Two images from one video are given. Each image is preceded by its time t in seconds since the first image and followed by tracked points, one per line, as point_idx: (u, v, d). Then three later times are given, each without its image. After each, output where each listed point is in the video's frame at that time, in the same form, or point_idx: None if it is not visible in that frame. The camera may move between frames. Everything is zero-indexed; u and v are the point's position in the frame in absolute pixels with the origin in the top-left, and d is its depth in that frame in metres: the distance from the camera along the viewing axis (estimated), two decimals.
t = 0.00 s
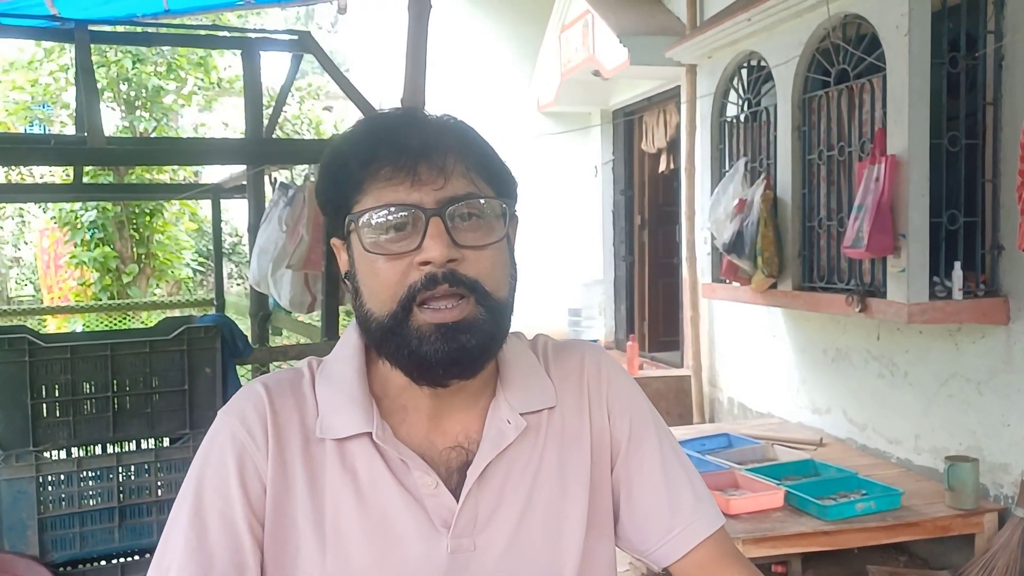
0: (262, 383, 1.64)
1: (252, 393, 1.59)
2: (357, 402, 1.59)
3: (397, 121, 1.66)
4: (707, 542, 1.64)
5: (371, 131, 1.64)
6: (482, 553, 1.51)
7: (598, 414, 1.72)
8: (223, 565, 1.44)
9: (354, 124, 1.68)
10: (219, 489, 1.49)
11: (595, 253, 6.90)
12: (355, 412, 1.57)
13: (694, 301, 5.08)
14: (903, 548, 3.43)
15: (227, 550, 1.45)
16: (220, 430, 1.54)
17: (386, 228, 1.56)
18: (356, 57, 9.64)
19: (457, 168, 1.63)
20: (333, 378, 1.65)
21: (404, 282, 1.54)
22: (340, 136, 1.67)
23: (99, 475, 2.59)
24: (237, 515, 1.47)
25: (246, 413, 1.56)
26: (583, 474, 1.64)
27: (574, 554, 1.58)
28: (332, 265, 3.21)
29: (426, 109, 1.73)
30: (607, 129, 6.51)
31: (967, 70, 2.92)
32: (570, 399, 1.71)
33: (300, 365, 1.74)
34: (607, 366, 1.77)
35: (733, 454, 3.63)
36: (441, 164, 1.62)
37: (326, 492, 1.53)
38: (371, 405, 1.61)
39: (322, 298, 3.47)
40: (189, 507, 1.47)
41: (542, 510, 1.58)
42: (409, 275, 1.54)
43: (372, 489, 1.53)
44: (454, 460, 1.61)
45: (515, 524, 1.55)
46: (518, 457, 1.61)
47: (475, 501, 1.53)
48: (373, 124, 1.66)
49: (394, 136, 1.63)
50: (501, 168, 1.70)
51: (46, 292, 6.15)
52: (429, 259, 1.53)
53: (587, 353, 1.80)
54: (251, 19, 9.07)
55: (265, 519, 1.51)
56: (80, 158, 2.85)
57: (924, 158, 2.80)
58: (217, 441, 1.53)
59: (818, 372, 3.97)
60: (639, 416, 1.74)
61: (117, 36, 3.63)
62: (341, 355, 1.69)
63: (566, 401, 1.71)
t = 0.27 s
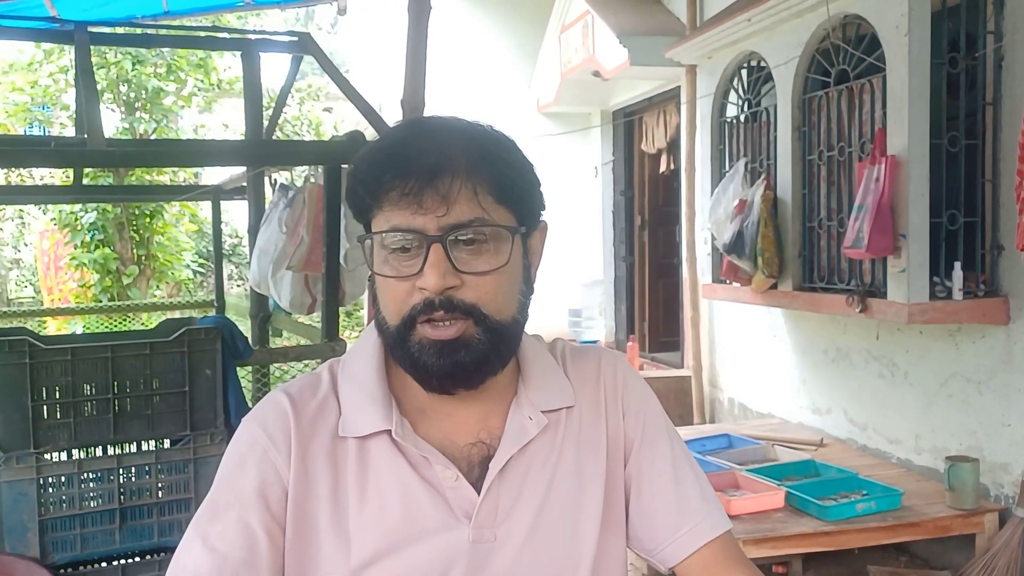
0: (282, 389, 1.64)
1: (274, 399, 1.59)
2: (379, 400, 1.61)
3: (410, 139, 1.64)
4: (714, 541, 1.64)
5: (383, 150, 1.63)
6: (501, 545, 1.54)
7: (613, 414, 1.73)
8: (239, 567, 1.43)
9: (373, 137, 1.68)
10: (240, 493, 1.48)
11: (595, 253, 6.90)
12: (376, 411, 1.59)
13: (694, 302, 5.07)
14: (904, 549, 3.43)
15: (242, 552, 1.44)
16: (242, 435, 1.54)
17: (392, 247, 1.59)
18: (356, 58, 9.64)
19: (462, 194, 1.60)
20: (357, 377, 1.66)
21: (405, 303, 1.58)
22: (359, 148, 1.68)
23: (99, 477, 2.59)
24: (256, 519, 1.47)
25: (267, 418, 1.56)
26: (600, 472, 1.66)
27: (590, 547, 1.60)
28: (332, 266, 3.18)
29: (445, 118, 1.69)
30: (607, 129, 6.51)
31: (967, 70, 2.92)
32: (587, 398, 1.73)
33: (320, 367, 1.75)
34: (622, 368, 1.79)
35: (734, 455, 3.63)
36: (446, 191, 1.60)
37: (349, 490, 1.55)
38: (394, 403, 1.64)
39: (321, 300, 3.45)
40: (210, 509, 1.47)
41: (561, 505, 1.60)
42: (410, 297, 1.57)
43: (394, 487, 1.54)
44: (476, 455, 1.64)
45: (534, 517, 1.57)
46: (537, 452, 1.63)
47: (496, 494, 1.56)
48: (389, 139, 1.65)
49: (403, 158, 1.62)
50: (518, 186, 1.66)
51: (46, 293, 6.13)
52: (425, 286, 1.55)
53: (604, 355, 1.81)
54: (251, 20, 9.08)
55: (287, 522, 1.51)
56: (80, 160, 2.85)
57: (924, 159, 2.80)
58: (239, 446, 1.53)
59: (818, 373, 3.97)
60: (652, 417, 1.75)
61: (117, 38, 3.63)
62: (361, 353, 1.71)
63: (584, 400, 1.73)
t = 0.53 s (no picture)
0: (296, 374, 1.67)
1: (286, 382, 1.62)
2: (386, 390, 1.62)
3: (419, 142, 1.64)
4: (716, 540, 1.63)
5: (393, 153, 1.63)
6: (503, 538, 1.54)
7: (617, 411, 1.73)
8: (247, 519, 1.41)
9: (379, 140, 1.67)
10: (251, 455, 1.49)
11: (595, 253, 6.90)
12: (384, 399, 1.61)
13: (694, 301, 5.07)
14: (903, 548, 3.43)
15: (251, 506, 1.43)
16: (255, 410, 1.57)
17: (407, 248, 1.60)
18: (356, 58, 9.64)
19: (476, 192, 1.62)
20: (365, 370, 1.67)
21: (423, 302, 1.59)
22: (365, 150, 1.67)
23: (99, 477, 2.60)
24: (266, 485, 1.47)
25: (281, 396, 1.59)
26: (602, 468, 1.66)
27: (592, 542, 1.60)
28: (331, 267, 3.19)
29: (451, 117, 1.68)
30: (607, 130, 6.51)
31: (967, 70, 2.92)
32: (591, 396, 1.73)
33: (330, 360, 1.77)
34: (626, 367, 1.80)
35: (734, 454, 3.63)
36: (461, 190, 1.61)
37: (355, 476, 1.56)
38: (400, 396, 1.64)
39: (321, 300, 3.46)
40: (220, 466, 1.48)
41: (563, 500, 1.60)
42: (428, 296, 1.59)
43: (401, 475, 1.55)
44: (479, 450, 1.64)
45: (537, 510, 1.57)
46: (540, 448, 1.64)
47: (498, 486, 1.56)
48: (396, 140, 1.65)
49: (415, 160, 1.62)
50: (527, 182, 1.68)
51: (46, 294, 6.00)
52: (444, 284, 1.57)
53: (608, 354, 1.82)
54: (251, 19, 9.08)
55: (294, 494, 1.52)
56: (80, 159, 2.85)
57: (924, 159, 2.80)
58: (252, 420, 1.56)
59: (818, 373, 3.97)
60: (655, 415, 1.75)
61: (117, 37, 3.63)
62: (367, 348, 1.72)
63: (587, 398, 1.73)
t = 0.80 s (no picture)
0: (296, 377, 1.66)
1: (287, 386, 1.61)
2: (387, 391, 1.62)
3: (433, 137, 1.65)
4: (713, 541, 1.62)
5: (408, 146, 1.64)
6: (504, 537, 1.55)
7: (616, 412, 1.74)
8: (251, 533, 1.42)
9: (391, 135, 1.68)
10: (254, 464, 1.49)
11: (594, 253, 6.90)
12: (385, 400, 1.60)
13: (694, 302, 5.07)
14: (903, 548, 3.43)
15: (254, 516, 1.44)
16: (256, 418, 1.56)
17: (420, 239, 1.59)
18: (356, 58, 9.64)
19: (491, 184, 1.63)
20: (367, 371, 1.66)
21: (436, 292, 1.58)
22: (379, 143, 1.67)
23: (99, 476, 2.60)
24: (269, 492, 1.48)
25: (282, 403, 1.58)
26: (602, 467, 1.66)
27: (592, 541, 1.60)
28: (331, 267, 3.19)
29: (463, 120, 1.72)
30: (607, 130, 6.51)
31: (967, 70, 2.92)
32: (591, 396, 1.74)
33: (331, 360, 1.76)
34: (626, 368, 1.80)
35: (733, 455, 3.63)
36: (477, 181, 1.62)
37: (357, 476, 1.56)
38: (402, 396, 1.64)
39: (321, 300, 3.46)
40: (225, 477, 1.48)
41: (563, 500, 1.61)
42: (441, 286, 1.58)
43: (402, 476, 1.55)
44: (480, 450, 1.64)
45: (537, 510, 1.58)
46: (540, 447, 1.64)
47: (499, 486, 1.57)
48: (412, 133, 1.66)
49: (430, 151, 1.63)
50: (537, 178, 1.70)
51: (46, 293, 6.04)
52: (460, 274, 1.56)
53: (608, 356, 1.83)
54: (251, 19, 9.08)
55: (297, 500, 1.52)
56: (80, 159, 2.85)
57: (923, 159, 2.80)
58: (254, 427, 1.56)
59: (818, 373, 3.97)
60: (654, 416, 1.75)
61: (117, 37, 3.63)
62: (369, 347, 1.72)
63: (587, 398, 1.74)
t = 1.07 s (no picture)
0: (290, 391, 1.64)
1: (282, 401, 1.60)
2: (384, 395, 1.62)
3: (438, 128, 1.67)
4: (715, 538, 1.63)
5: (414, 136, 1.66)
6: (507, 538, 1.55)
7: (616, 410, 1.74)
8: (256, 564, 1.43)
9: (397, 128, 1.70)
10: (253, 492, 1.49)
11: (598, 252, 6.90)
12: (383, 405, 1.60)
13: (698, 301, 5.06)
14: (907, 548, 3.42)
15: (259, 546, 1.45)
16: (253, 438, 1.55)
17: (427, 228, 1.59)
18: (360, 58, 9.65)
19: (498, 174, 1.65)
20: (365, 373, 1.67)
21: (442, 280, 1.58)
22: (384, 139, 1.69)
23: (105, 474, 2.59)
24: (271, 516, 1.48)
25: (277, 420, 1.56)
26: (602, 465, 1.67)
27: (593, 540, 1.60)
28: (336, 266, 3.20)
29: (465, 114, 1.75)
30: (611, 129, 6.51)
31: (972, 69, 2.92)
32: (591, 394, 1.74)
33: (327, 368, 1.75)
34: (626, 365, 1.80)
35: (738, 454, 3.62)
36: (483, 170, 1.64)
37: (358, 487, 1.56)
38: (398, 399, 1.64)
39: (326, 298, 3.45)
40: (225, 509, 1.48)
41: (564, 498, 1.61)
42: (447, 274, 1.58)
43: (403, 481, 1.56)
44: (481, 450, 1.65)
45: (541, 509, 1.58)
46: (541, 448, 1.64)
47: (501, 486, 1.57)
48: (416, 127, 1.69)
49: (437, 141, 1.65)
50: (540, 171, 1.73)
51: (51, 292, 6.09)
52: (467, 260, 1.56)
53: (608, 353, 1.82)
54: (255, 19, 9.10)
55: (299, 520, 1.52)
56: (86, 158, 2.85)
57: (928, 158, 2.80)
58: (251, 447, 1.54)
59: (823, 372, 3.96)
60: (655, 414, 1.75)
61: (123, 37, 3.64)
62: (366, 351, 1.72)
63: (587, 396, 1.74)
